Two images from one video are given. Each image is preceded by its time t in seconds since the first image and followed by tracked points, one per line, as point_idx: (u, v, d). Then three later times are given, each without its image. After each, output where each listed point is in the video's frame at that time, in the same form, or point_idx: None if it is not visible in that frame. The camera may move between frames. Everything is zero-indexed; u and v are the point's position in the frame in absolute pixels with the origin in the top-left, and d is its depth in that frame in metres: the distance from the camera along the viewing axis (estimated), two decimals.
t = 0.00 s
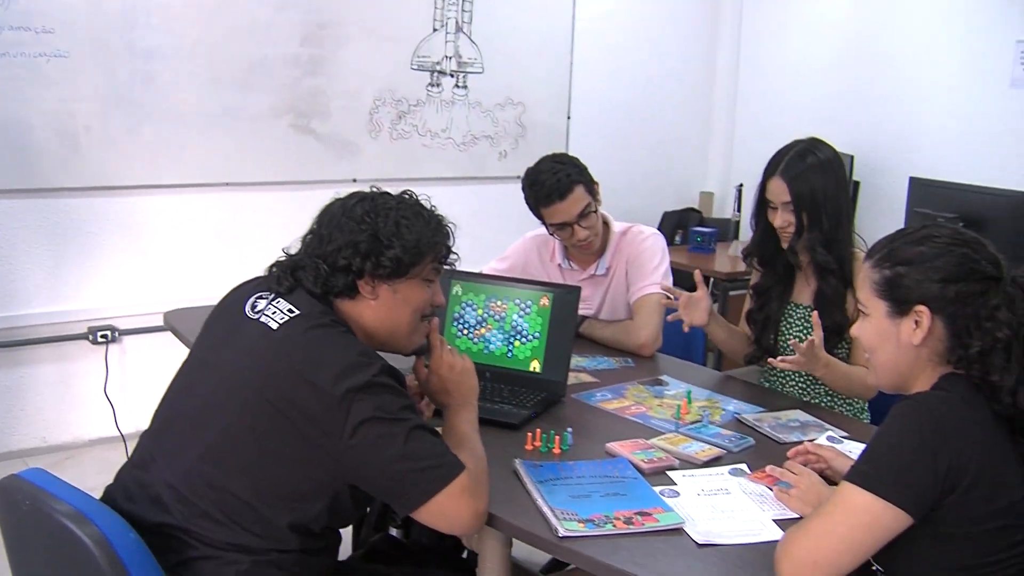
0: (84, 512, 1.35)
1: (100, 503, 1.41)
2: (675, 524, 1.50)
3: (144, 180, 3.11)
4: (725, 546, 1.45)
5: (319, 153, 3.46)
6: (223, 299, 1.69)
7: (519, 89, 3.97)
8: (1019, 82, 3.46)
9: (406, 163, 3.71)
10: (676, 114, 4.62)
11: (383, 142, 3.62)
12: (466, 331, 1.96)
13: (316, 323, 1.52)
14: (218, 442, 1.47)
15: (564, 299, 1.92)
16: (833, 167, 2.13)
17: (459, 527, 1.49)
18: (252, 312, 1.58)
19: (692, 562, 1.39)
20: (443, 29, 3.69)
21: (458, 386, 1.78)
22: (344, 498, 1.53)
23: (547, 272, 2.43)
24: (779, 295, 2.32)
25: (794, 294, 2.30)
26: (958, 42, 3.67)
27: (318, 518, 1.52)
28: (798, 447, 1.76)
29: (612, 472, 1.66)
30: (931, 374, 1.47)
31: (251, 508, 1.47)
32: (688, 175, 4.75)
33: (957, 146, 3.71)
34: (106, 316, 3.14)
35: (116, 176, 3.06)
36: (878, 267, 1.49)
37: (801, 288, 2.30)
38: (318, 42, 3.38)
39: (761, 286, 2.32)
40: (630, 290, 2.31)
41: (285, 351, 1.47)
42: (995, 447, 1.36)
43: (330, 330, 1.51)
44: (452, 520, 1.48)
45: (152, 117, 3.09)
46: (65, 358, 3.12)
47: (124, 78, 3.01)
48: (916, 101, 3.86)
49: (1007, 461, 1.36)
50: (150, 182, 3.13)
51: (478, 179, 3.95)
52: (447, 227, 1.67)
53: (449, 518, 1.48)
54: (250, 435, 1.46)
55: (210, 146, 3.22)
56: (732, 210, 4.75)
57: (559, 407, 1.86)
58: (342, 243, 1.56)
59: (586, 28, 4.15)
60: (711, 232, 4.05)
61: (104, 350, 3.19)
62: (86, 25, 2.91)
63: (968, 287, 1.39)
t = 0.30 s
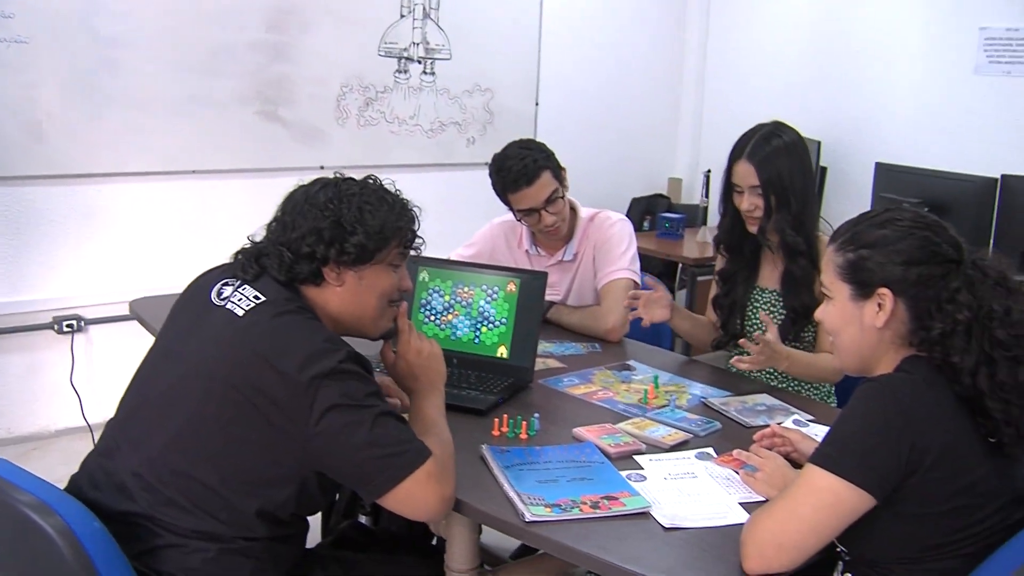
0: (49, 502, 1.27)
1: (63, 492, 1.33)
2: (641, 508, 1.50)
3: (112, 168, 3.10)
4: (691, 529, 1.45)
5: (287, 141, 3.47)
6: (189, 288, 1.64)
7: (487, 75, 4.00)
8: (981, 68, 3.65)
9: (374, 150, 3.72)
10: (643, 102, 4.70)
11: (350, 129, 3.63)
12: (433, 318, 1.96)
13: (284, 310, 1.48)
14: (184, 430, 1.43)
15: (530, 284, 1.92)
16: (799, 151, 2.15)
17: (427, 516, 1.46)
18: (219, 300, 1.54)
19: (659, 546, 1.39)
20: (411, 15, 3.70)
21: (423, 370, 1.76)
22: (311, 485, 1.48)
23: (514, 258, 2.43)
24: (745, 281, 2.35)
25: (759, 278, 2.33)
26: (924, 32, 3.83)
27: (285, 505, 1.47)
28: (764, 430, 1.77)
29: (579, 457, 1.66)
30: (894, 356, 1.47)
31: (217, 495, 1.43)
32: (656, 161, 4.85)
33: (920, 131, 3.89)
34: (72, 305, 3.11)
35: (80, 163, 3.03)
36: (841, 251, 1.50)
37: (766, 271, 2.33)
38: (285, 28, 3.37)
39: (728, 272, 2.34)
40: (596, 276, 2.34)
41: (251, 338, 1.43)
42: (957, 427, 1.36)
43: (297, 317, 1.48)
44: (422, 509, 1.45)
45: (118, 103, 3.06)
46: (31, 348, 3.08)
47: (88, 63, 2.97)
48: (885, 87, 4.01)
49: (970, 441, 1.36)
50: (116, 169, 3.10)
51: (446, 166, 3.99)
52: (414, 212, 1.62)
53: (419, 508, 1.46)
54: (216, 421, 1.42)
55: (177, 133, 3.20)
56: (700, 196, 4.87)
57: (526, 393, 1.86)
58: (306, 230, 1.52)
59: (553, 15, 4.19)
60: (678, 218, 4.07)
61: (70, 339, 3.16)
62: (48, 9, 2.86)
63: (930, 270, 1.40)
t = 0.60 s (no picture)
0: (12, 495, 1.24)
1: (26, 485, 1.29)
2: (610, 495, 1.47)
3: (79, 158, 3.07)
4: (660, 516, 1.43)
5: (256, 132, 3.45)
6: (155, 279, 1.58)
7: (456, 65, 4.01)
8: (948, 58, 3.80)
9: (344, 141, 3.72)
10: (612, 92, 4.77)
11: (320, 119, 3.63)
12: (403, 308, 1.98)
13: (252, 300, 1.43)
14: (151, 420, 1.38)
15: (499, 273, 1.93)
16: (741, 134, 2.21)
17: (395, 505, 1.41)
18: (186, 290, 1.48)
19: (626, 534, 1.36)
20: (380, 5, 3.70)
21: (392, 361, 1.70)
22: (281, 475, 1.44)
23: (484, 247, 2.47)
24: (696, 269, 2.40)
25: (709, 267, 2.37)
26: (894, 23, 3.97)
27: (254, 496, 1.43)
28: (733, 417, 1.77)
29: (548, 445, 1.64)
30: (860, 342, 1.45)
31: (185, 485, 1.38)
32: (626, 151, 4.93)
33: (889, 118, 4.02)
34: (39, 297, 3.08)
35: (45, 154, 2.99)
36: (806, 237, 1.47)
37: (716, 259, 2.38)
38: (253, 17, 3.35)
39: (678, 261, 2.41)
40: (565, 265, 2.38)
41: (219, 328, 1.38)
42: (923, 411, 1.35)
43: (267, 308, 1.43)
44: (390, 497, 1.40)
45: (84, 93, 3.03)
46: None
47: (53, 52, 2.94)
48: (855, 76, 4.14)
49: (935, 425, 1.36)
50: (82, 159, 3.08)
51: (417, 157, 3.99)
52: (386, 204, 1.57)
53: (388, 498, 1.41)
54: (183, 411, 1.37)
55: (144, 123, 3.18)
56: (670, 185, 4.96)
57: (495, 381, 1.87)
58: (276, 219, 1.46)
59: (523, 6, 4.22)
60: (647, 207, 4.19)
61: (36, 332, 3.13)
62: None
63: (894, 254, 1.38)
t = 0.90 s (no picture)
0: None
1: None
2: (583, 489, 1.46)
3: (50, 154, 3.04)
4: (632, 509, 1.42)
5: (229, 127, 3.44)
6: (128, 275, 1.53)
7: (430, 60, 4.02)
8: (919, 52, 3.84)
9: (319, 136, 3.72)
10: (587, 88, 4.80)
11: (293, 114, 3.62)
12: (375, 303, 1.98)
13: (223, 296, 1.38)
14: (121, 416, 1.33)
15: (471, 268, 1.93)
16: (696, 128, 2.25)
17: (368, 500, 1.37)
18: (157, 287, 1.43)
19: (598, 527, 1.35)
20: None
21: (364, 357, 1.69)
22: (253, 472, 1.39)
23: (457, 242, 2.50)
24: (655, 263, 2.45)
25: (667, 261, 2.42)
26: (863, 18, 4.03)
27: (227, 493, 1.38)
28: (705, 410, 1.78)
29: (521, 440, 1.63)
30: (830, 334, 1.44)
31: (156, 482, 1.34)
32: (601, 147, 4.96)
33: (863, 115, 4.06)
34: (11, 295, 3.05)
35: (14, 150, 2.96)
36: (776, 231, 1.46)
37: (674, 252, 2.43)
38: (225, 12, 3.34)
39: (637, 256, 2.45)
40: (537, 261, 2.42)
41: (189, 324, 1.34)
42: (891, 401, 1.34)
43: (240, 304, 1.38)
44: (361, 494, 1.36)
45: (54, 89, 3.00)
46: None
47: (22, 48, 2.91)
48: (828, 70, 4.19)
49: (904, 416, 1.34)
50: (52, 156, 3.05)
51: (393, 152, 3.99)
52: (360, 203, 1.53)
53: (361, 493, 1.37)
54: (153, 407, 1.33)
55: (115, 118, 3.16)
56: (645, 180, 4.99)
57: (469, 376, 1.88)
58: (250, 215, 1.41)
59: (497, 3, 4.24)
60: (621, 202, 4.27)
61: (7, 330, 3.09)
62: None
63: (861, 247, 1.37)
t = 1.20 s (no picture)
0: None
1: None
2: (561, 488, 1.44)
3: (24, 154, 3.01)
4: (610, 509, 1.40)
5: (206, 127, 3.43)
6: (103, 276, 1.48)
7: (408, 60, 4.02)
8: (896, 52, 3.88)
9: (297, 136, 3.72)
10: (565, 88, 4.81)
11: (271, 114, 3.61)
12: (352, 303, 1.98)
13: (201, 297, 1.34)
14: (97, 418, 1.30)
15: (448, 268, 1.94)
16: (673, 127, 2.25)
17: (347, 501, 1.34)
18: (133, 288, 1.39)
19: (577, 527, 1.33)
20: None
21: (340, 357, 1.68)
22: (230, 472, 1.36)
23: (434, 242, 2.53)
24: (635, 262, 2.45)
25: (647, 260, 2.43)
26: (838, 18, 4.06)
27: (205, 494, 1.35)
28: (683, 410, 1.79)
29: (498, 440, 1.61)
30: (806, 332, 1.43)
31: (134, 482, 1.30)
32: (580, 147, 4.97)
33: (840, 114, 4.09)
34: None
35: None
36: (749, 230, 1.45)
37: (653, 251, 2.43)
38: (203, 12, 3.33)
39: (618, 255, 2.46)
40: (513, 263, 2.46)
41: (166, 325, 1.30)
42: (865, 397, 1.33)
43: (217, 305, 1.34)
44: (340, 495, 1.33)
45: (28, 89, 2.97)
46: None
47: None
48: (804, 69, 4.21)
49: (879, 411, 1.33)
50: (26, 157, 3.01)
51: (370, 152, 3.99)
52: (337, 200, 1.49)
53: (342, 493, 1.33)
54: (129, 406, 1.29)
55: (90, 119, 3.14)
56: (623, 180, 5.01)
57: (447, 376, 1.88)
58: (226, 217, 1.37)
59: (475, 4, 4.25)
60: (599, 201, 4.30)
61: None
62: None
63: (836, 245, 1.36)
